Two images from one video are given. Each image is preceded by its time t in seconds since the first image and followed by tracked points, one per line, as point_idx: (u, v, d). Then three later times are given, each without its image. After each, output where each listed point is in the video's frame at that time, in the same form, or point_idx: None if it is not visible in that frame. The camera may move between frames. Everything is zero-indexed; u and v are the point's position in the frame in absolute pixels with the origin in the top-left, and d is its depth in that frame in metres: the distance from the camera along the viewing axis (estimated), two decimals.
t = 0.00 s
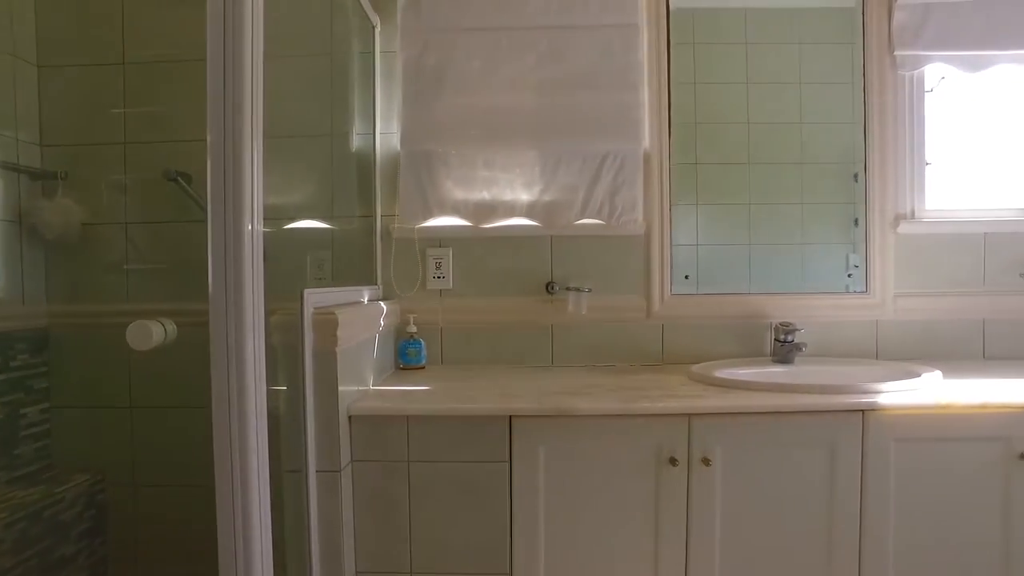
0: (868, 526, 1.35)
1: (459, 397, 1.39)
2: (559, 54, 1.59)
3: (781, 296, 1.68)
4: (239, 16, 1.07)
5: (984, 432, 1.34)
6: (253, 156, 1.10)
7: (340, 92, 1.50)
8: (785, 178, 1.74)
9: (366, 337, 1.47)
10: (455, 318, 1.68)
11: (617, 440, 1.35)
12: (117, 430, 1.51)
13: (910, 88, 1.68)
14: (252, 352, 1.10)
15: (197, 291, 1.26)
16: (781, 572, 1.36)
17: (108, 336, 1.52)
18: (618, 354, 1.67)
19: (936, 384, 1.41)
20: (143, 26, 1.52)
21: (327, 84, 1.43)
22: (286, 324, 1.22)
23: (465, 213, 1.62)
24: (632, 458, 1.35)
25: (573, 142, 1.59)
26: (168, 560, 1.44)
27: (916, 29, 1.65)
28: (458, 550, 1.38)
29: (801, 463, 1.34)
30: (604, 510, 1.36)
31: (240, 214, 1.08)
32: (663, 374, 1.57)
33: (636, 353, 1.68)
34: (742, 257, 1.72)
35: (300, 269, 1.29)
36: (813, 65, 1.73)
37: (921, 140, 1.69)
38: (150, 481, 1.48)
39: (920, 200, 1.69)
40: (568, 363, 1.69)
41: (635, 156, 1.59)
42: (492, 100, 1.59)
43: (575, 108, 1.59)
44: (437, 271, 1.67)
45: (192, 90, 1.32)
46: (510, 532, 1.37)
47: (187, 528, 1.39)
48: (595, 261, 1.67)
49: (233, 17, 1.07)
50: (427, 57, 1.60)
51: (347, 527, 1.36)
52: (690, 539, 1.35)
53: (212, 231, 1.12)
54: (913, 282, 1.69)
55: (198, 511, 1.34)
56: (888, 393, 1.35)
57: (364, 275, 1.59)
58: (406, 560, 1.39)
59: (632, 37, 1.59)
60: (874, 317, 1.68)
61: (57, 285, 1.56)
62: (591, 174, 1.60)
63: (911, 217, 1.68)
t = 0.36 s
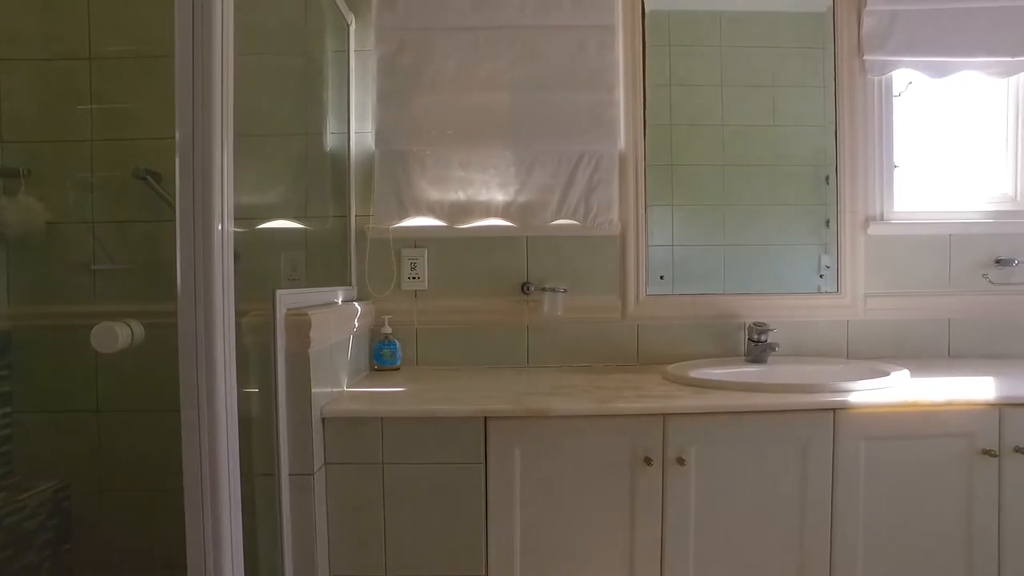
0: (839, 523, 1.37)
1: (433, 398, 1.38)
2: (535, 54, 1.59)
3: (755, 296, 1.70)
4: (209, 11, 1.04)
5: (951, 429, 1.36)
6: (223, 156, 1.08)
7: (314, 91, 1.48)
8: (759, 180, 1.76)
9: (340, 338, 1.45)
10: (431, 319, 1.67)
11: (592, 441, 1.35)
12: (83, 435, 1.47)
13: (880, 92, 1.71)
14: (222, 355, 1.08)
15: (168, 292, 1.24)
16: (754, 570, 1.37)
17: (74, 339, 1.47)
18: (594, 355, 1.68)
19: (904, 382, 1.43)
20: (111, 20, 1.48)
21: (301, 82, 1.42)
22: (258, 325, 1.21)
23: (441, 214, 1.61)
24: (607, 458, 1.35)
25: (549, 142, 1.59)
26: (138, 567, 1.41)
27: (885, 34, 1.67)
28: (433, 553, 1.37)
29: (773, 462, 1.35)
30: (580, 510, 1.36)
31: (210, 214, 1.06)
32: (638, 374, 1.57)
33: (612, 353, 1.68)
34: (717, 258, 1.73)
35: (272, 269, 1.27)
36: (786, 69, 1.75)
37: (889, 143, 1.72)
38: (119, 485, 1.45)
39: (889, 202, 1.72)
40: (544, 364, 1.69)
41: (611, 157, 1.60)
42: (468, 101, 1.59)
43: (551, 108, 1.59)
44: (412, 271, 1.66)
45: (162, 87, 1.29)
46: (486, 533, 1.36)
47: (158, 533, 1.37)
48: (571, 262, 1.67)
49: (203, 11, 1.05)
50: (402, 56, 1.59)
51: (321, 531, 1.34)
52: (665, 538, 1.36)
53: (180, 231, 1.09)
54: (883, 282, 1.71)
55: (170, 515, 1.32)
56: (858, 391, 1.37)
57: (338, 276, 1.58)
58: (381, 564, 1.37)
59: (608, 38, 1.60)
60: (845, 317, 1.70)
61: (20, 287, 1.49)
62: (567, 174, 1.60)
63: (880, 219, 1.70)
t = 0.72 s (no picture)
0: (800, 517, 1.39)
1: (398, 399, 1.37)
2: (502, 54, 1.59)
3: (719, 295, 1.72)
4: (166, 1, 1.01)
5: (905, 424, 1.40)
6: (181, 154, 1.05)
7: (276, 87, 1.45)
8: (722, 181, 1.79)
9: (302, 339, 1.42)
10: (396, 319, 1.65)
11: (558, 440, 1.35)
12: (32, 440, 1.40)
13: (839, 96, 1.75)
14: (180, 357, 1.05)
15: (122, 292, 1.20)
16: (719, 564, 1.39)
17: (23, 341, 1.40)
18: (560, 354, 1.68)
19: (862, 379, 1.47)
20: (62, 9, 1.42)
21: (263, 78, 1.39)
22: (219, 325, 1.18)
23: (407, 212, 1.59)
24: (573, 456, 1.35)
25: (516, 142, 1.59)
26: None
27: (843, 40, 1.71)
28: (400, 554, 1.35)
29: (736, 458, 1.37)
30: (547, 509, 1.36)
31: (167, 211, 1.03)
32: (604, 373, 1.58)
33: (579, 352, 1.68)
34: (681, 258, 1.75)
35: (232, 268, 1.24)
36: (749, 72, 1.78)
37: (847, 146, 1.76)
38: (71, 492, 1.39)
39: (847, 203, 1.76)
40: (511, 363, 1.68)
41: (577, 157, 1.61)
42: (434, 99, 1.58)
43: (518, 108, 1.59)
44: (377, 271, 1.64)
45: (116, 80, 1.25)
46: (452, 534, 1.36)
47: (114, 539, 1.33)
48: (537, 262, 1.67)
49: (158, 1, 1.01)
50: (368, 53, 1.57)
51: (284, 535, 1.31)
52: (631, 535, 1.37)
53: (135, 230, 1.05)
54: (841, 282, 1.75)
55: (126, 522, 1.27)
56: (817, 388, 1.40)
57: (301, 275, 1.55)
58: (346, 567, 1.35)
59: (574, 39, 1.60)
60: (805, 315, 1.74)
61: None
62: (533, 174, 1.60)
63: (839, 220, 1.74)
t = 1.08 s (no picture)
0: (758, 513, 1.42)
1: (360, 401, 1.35)
2: (466, 54, 1.58)
3: (682, 295, 1.74)
4: None
5: (859, 421, 1.44)
6: (133, 151, 1.02)
7: (236, 84, 1.42)
8: (684, 183, 1.82)
9: (263, 341, 1.39)
10: (359, 320, 1.63)
11: (521, 441, 1.35)
12: None
13: (798, 100, 1.79)
14: (133, 360, 1.02)
15: (71, 293, 1.16)
16: (680, 561, 1.41)
17: None
18: (524, 355, 1.68)
19: (818, 377, 1.50)
20: None
21: (222, 74, 1.36)
22: (177, 327, 1.16)
23: (369, 213, 1.58)
24: (536, 457, 1.35)
25: (481, 142, 1.59)
26: None
27: (801, 45, 1.75)
28: (363, 557, 1.34)
29: (697, 457, 1.39)
30: (510, 510, 1.36)
31: (119, 211, 1.00)
32: (567, 374, 1.59)
33: (543, 353, 1.69)
34: (645, 258, 1.77)
35: (189, 270, 1.21)
36: (710, 76, 1.81)
37: (804, 150, 1.79)
38: (18, 500, 1.34)
39: (805, 205, 1.79)
40: (475, 365, 1.68)
41: (542, 158, 1.61)
42: (397, 98, 1.56)
43: (482, 108, 1.59)
44: (340, 272, 1.62)
45: (65, 74, 1.20)
46: (415, 536, 1.35)
47: (64, 547, 1.28)
48: (502, 263, 1.67)
49: None
50: (330, 52, 1.55)
51: (243, 540, 1.29)
52: (594, 534, 1.38)
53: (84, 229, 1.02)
54: (799, 282, 1.79)
55: (76, 530, 1.23)
56: (775, 387, 1.43)
57: (262, 276, 1.52)
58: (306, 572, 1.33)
59: (538, 40, 1.61)
60: (765, 315, 1.77)
61: None
62: (497, 174, 1.60)
63: (797, 222, 1.77)
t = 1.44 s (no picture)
0: (723, 510, 1.44)
1: (325, 403, 1.34)
2: (434, 53, 1.58)
3: (649, 296, 1.75)
4: None
5: (820, 418, 1.47)
6: (88, 146, 0.99)
7: (198, 80, 1.39)
8: (651, 184, 1.84)
9: (226, 342, 1.35)
10: (325, 321, 1.61)
11: (488, 441, 1.34)
12: None
13: (763, 104, 1.81)
14: (87, 361, 1.00)
15: (22, 293, 1.12)
16: (646, 559, 1.42)
17: None
18: (493, 355, 1.68)
19: (782, 376, 1.53)
20: None
21: (185, 69, 1.33)
22: (134, 329, 1.12)
23: (336, 212, 1.56)
24: (504, 457, 1.35)
25: (449, 141, 1.58)
26: None
27: (765, 50, 1.78)
28: (330, 562, 1.30)
29: (663, 455, 1.40)
30: (477, 512, 1.35)
31: (73, 209, 0.97)
32: (535, 374, 1.59)
33: (511, 353, 1.69)
34: (613, 259, 1.78)
35: (151, 270, 1.18)
36: (677, 79, 1.84)
37: (769, 152, 1.82)
38: None
39: (768, 208, 1.82)
40: (443, 365, 1.67)
41: (509, 158, 1.61)
42: (364, 97, 1.55)
43: (451, 107, 1.58)
44: (305, 272, 1.60)
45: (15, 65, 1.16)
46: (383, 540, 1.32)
47: (13, 557, 1.23)
48: (470, 263, 1.67)
49: None
50: (295, 49, 1.53)
51: (206, 548, 1.24)
52: (561, 534, 1.38)
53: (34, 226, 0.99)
54: (763, 283, 1.82)
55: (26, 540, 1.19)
56: (739, 386, 1.45)
57: (225, 276, 1.49)
58: None
59: (507, 40, 1.61)
60: (729, 315, 1.79)
61: None
62: (465, 174, 1.60)
63: (761, 224, 1.80)
